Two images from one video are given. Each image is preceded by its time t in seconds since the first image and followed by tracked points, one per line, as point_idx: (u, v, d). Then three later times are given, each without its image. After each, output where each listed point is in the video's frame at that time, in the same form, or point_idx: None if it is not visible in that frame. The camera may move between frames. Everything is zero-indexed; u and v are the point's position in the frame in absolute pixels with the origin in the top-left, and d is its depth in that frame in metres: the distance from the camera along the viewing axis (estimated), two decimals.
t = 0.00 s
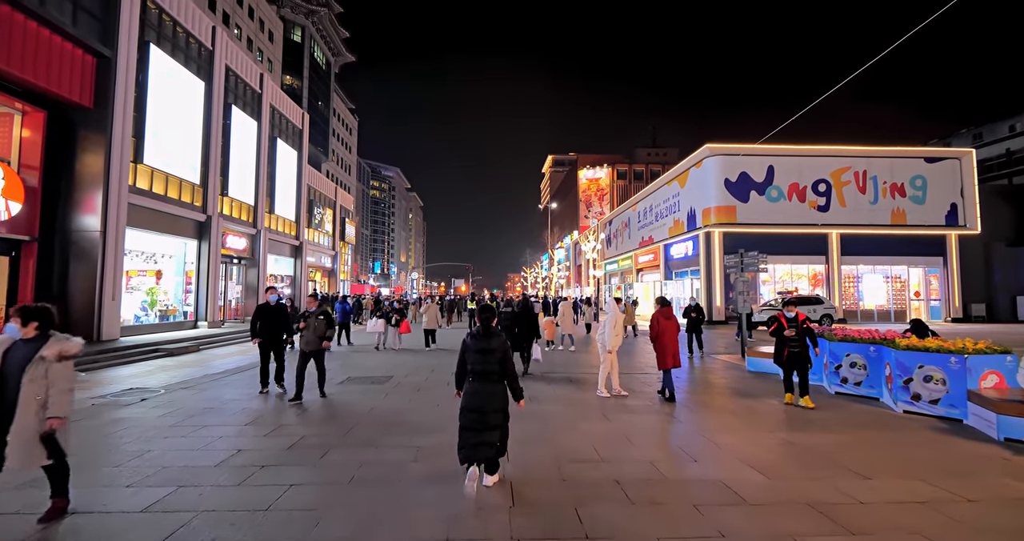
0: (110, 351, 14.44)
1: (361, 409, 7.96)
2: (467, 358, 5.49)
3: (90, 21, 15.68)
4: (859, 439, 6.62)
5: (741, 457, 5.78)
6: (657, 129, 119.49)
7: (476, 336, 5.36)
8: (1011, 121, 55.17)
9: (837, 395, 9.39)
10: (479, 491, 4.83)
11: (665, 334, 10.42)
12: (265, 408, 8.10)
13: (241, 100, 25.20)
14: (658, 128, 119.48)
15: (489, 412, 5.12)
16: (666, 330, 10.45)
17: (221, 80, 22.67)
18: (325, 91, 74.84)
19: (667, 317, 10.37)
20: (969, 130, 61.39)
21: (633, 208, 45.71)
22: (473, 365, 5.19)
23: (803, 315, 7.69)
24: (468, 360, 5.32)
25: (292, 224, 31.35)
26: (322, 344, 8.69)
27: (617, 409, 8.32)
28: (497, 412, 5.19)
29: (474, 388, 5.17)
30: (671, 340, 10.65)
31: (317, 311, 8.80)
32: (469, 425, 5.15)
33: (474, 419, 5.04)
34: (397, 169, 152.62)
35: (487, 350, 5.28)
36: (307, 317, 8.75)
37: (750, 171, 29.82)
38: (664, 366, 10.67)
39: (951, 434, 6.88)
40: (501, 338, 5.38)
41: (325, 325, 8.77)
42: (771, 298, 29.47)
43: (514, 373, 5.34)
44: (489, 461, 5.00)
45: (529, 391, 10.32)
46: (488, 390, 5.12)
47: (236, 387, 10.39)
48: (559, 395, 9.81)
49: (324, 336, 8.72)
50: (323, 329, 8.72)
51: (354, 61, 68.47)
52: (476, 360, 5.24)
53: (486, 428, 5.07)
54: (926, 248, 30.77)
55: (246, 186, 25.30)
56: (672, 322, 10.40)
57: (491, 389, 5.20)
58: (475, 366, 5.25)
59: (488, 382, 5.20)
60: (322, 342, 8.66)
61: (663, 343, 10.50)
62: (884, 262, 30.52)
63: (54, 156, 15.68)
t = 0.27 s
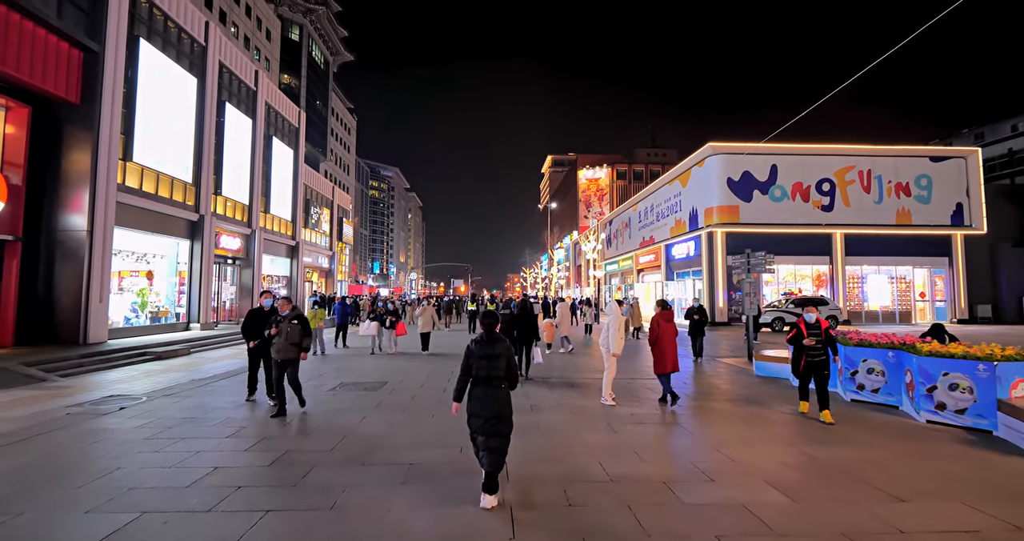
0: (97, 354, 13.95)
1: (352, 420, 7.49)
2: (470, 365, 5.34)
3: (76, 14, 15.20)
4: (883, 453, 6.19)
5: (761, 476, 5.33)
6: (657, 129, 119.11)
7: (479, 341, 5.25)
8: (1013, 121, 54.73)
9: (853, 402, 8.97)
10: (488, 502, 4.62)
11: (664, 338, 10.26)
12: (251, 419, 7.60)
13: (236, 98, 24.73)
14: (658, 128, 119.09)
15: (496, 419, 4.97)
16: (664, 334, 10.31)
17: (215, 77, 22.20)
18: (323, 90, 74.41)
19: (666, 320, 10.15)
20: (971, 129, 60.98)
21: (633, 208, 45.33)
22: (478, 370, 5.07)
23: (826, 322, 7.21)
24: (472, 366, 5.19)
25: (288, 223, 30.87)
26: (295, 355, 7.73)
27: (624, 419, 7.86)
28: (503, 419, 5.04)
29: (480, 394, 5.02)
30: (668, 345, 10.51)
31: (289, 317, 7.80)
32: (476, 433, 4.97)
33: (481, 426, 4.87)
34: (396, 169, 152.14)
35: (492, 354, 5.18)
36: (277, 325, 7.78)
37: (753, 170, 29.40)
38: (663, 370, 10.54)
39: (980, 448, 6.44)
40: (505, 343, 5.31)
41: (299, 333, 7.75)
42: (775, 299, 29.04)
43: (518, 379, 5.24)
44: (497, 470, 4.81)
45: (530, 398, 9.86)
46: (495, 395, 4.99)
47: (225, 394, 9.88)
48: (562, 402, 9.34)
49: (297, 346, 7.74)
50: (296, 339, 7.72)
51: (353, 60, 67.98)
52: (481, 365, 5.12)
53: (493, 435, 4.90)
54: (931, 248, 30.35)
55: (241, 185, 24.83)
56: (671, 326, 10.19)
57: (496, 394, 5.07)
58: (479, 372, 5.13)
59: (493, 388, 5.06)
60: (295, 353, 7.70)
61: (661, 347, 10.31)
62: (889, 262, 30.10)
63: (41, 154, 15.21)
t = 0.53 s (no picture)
0: (81, 354, 13.45)
1: (340, 424, 6.97)
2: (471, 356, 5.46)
3: (60, 2, 14.69)
4: (911, 461, 5.75)
5: (785, 490, 4.86)
6: (657, 128, 118.66)
7: (478, 333, 5.34)
8: (1016, 119, 54.31)
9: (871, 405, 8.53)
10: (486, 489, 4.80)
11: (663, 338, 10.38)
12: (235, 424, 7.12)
13: (230, 93, 24.24)
14: (658, 127, 118.64)
15: (495, 410, 5.08)
16: (662, 333, 10.55)
17: (208, 71, 21.72)
18: (321, 88, 73.94)
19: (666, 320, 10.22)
20: (974, 127, 60.56)
21: (634, 206, 44.88)
22: (478, 362, 5.19)
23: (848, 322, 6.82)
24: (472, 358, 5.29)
25: (283, 221, 30.37)
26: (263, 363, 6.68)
27: (630, 423, 7.39)
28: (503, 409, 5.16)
29: (480, 386, 5.13)
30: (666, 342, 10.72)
31: (258, 322, 6.88)
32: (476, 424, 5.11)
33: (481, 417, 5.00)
34: (395, 168, 151.57)
35: (491, 346, 5.27)
36: (244, 328, 6.85)
37: (756, 167, 28.95)
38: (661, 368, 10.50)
39: (1013, 455, 6.01)
40: (504, 335, 5.38)
41: (267, 338, 6.77)
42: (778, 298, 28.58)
43: (518, 371, 5.31)
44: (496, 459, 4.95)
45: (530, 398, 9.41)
46: (494, 387, 5.10)
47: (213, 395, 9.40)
48: (563, 402, 8.85)
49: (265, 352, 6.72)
50: (264, 344, 6.72)
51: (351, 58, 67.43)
52: (480, 357, 5.21)
53: (493, 425, 5.04)
54: (937, 246, 29.93)
55: (234, 182, 24.33)
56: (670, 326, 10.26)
57: (497, 386, 5.17)
58: (479, 364, 5.22)
59: (493, 379, 5.19)
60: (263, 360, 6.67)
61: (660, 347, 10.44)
62: (893, 261, 29.66)
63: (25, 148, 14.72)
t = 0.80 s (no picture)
0: (63, 358, 12.93)
1: (325, 437, 6.45)
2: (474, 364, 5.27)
3: None
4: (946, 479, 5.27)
5: (813, 514, 4.38)
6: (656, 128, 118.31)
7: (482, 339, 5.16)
8: (1018, 118, 53.94)
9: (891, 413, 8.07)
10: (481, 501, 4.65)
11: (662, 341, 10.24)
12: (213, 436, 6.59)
13: (223, 89, 23.72)
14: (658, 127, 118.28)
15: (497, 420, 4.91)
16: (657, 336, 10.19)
17: (199, 66, 21.21)
18: (319, 87, 73.42)
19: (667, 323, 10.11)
20: (975, 127, 60.22)
21: (634, 206, 44.46)
22: (481, 371, 5.00)
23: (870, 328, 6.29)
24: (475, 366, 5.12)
25: (278, 221, 29.88)
26: (221, 372, 5.97)
27: (637, 435, 6.89)
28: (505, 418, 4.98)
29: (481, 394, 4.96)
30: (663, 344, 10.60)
31: (216, 323, 6.15)
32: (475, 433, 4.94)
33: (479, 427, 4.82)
34: (394, 168, 150.98)
35: (494, 354, 5.07)
36: (201, 331, 6.12)
37: (759, 166, 28.50)
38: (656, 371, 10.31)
39: None
40: (508, 342, 5.17)
41: (227, 342, 6.05)
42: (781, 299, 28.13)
43: (523, 380, 5.10)
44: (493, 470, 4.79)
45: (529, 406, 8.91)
46: (494, 396, 4.93)
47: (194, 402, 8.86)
48: (564, 411, 8.35)
49: (223, 359, 6.00)
50: (222, 349, 6.00)
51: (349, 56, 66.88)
52: (483, 365, 5.03)
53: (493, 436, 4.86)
54: (941, 247, 29.51)
55: (227, 180, 23.83)
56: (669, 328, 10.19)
57: (499, 395, 4.99)
58: (481, 372, 5.03)
59: (496, 388, 5.00)
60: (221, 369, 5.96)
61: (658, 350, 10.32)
62: (898, 261, 29.23)
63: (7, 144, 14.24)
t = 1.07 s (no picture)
0: (48, 358, 12.48)
1: (313, 445, 6.01)
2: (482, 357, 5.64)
3: None
4: (987, 492, 4.82)
5: (848, 533, 3.94)
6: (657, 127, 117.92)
7: (489, 334, 5.54)
8: None
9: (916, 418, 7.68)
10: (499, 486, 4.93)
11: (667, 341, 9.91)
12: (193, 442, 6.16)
13: (218, 85, 23.29)
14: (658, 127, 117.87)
15: (504, 409, 5.23)
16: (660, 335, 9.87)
17: (194, 61, 20.81)
18: (318, 86, 72.96)
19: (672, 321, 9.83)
20: (980, 125, 59.72)
21: (636, 205, 44.03)
22: (489, 362, 5.34)
23: (897, 326, 5.75)
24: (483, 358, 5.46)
25: (275, 219, 29.44)
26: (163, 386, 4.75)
27: (648, 441, 6.44)
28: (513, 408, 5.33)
29: (492, 385, 5.30)
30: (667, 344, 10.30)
31: (162, 330, 5.02)
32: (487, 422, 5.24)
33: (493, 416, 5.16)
34: (394, 168, 150.65)
35: (502, 346, 5.46)
36: (145, 340, 4.95)
37: (764, 163, 28.05)
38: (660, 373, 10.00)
39: None
40: (514, 335, 5.55)
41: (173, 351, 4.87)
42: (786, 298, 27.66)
43: (527, 372, 5.49)
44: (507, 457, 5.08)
45: (531, 409, 8.45)
46: (505, 386, 5.26)
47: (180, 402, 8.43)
48: (569, 415, 7.90)
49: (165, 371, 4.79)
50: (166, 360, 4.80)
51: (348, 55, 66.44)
52: (492, 357, 5.39)
53: (504, 424, 5.20)
54: (949, 245, 29.02)
55: (222, 177, 23.38)
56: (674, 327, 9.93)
57: (506, 386, 5.34)
58: (490, 364, 5.40)
59: (503, 379, 5.36)
60: (164, 384, 4.74)
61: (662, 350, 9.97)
62: (904, 260, 28.76)
63: None
